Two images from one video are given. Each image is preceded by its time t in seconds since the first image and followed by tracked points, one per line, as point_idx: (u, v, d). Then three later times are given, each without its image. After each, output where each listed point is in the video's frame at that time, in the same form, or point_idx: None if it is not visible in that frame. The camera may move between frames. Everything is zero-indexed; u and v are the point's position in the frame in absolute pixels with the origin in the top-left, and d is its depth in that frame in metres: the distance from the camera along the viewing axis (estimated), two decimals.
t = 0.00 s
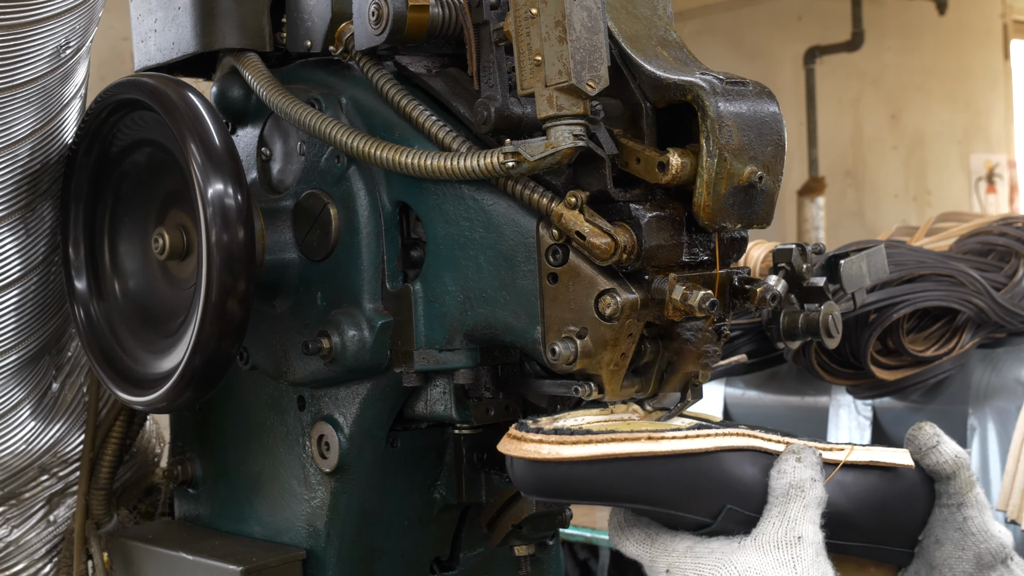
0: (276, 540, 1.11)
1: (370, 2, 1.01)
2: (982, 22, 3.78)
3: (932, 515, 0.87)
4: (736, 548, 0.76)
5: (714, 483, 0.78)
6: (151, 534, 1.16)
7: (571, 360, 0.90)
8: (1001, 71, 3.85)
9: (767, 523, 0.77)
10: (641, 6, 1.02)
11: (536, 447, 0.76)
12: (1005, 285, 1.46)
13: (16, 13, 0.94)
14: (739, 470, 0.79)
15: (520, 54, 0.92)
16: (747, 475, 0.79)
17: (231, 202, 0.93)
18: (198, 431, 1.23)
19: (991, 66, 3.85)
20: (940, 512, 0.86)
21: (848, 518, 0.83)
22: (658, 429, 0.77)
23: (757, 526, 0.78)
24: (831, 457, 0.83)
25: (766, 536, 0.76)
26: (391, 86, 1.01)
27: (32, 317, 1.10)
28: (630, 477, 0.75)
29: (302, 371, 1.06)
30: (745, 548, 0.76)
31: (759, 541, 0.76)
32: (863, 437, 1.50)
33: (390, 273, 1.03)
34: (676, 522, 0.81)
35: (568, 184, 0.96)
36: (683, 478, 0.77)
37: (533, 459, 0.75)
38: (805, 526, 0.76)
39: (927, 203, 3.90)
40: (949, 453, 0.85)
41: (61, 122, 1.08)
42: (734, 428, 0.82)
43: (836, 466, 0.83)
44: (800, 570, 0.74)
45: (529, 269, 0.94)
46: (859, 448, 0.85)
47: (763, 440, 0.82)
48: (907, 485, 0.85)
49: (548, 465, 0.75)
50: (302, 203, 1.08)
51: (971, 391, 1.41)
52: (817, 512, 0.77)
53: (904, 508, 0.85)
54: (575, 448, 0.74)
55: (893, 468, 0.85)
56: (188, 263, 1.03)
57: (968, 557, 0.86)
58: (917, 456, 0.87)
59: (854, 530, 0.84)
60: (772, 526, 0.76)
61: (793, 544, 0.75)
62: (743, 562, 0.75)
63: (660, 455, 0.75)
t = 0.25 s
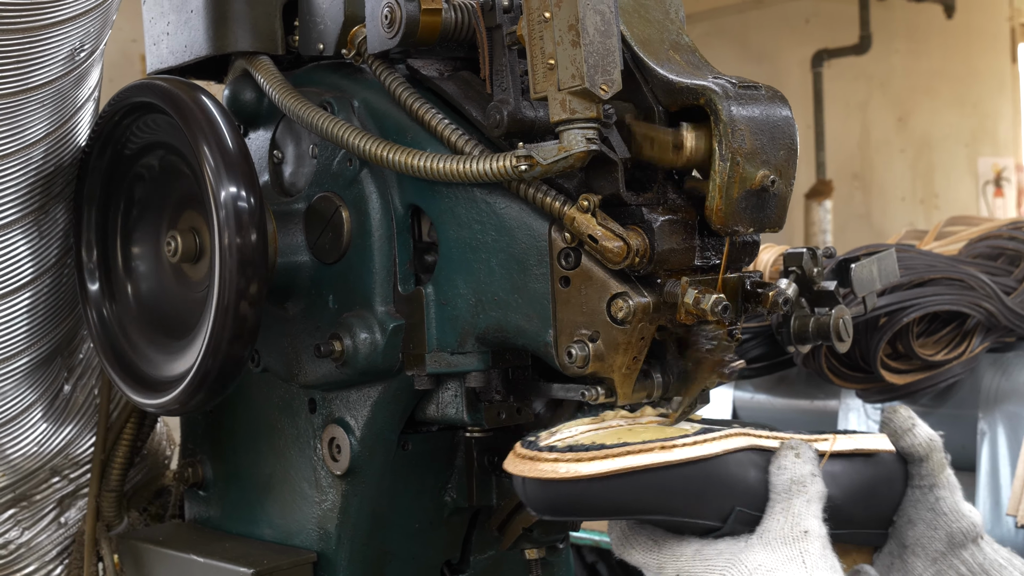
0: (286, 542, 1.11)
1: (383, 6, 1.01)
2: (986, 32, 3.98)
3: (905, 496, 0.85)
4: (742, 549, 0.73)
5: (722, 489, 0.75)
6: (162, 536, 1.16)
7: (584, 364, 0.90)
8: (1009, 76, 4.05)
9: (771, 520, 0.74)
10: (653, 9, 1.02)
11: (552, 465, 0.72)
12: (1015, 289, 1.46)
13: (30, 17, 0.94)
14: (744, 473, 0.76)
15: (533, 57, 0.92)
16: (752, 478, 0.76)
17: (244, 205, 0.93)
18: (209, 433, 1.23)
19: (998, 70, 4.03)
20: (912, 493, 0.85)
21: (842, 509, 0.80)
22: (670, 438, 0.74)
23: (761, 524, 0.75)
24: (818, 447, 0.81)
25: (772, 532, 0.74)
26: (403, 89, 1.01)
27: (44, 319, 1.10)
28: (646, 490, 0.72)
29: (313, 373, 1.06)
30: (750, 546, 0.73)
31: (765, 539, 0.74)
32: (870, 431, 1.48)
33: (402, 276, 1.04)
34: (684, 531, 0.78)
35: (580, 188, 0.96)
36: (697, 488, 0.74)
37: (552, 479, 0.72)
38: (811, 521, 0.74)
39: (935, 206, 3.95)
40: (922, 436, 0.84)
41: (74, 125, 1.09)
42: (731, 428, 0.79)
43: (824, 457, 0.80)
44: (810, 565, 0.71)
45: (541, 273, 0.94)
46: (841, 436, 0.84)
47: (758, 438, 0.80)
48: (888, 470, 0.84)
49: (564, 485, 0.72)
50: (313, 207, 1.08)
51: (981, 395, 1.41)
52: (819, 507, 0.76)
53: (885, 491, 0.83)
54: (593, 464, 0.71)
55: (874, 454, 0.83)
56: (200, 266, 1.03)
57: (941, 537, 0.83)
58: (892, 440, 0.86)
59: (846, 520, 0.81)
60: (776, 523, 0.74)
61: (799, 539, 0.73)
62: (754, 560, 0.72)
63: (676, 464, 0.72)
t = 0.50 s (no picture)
0: (292, 543, 1.11)
1: (389, 8, 1.01)
2: (993, 32, 4.01)
3: (879, 474, 0.82)
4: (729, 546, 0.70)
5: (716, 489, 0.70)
6: (167, 537, 1.16)
7: (589, 365, 0.90)
8: (1012, 75, 4.09)
9: (757, 515, 0.70)
10: (658, 11, 1.02)
11: (542, 484, 0.68)
12: (1019, 291, 1.46)
13: (37, 20, 0.94)
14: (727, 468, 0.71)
15: (539, 59, 0.92)
16: (736, 474, 0.71)
17: (250, 207, 0.93)
18: (214, 434, 1.23)
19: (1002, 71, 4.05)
20: (888, 472, 0.81)
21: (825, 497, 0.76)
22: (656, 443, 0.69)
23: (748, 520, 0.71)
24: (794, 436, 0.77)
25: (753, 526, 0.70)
26: (408, 91, 1.01)
27: (50, 321, 1.11)
28: (637, 501, 0.68)
29: (319, 375, 1.07)
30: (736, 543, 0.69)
31: (753, 535, 0.69)
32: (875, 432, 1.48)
33: (407, 277, 1.04)
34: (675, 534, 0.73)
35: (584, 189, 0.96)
36: (688, 493, 0.69)
37: (544, 498, 0.67)
38: (797, 513, 0.69)
39: (939, 208, 3.95)
40: (895, 415, 0.80)
41: (80, 127, 1.09)
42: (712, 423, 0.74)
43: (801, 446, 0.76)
44: (801, 559, 0.67)
45: (546, 274, 0.94)
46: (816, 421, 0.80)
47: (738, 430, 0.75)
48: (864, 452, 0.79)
49: (557, 503, 0.67)
50: (318, 208, 1.08)
51: (985, 396, 1.41)
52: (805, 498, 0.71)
53: (862, 473, 0.79)
54: (583, 480, 0.67)
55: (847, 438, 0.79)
56: (205, 267, 1.04)
57: (917, 514, 0.80)
58: (866, 421, 0.82)
59: (829, 506, 0.77)
60: (762, 518, 0.70)
61: (782, 534, 0.69)
62: (743, 558, 0.68)
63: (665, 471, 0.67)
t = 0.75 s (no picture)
0: (293, 545, 1.11)
1: (391, 11, 1.01)
2: (995, 33, 4.03)
3: (859, 470, 0.82)
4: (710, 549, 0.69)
5: (686, 497, 0.70)
6: (169, 538, 1.16)
7: (591, 367, 0.90)
8: (1012, 77, 4.10)
9: (737, 519, 0.70)
10: (660, 14, 1.03)
11: (519, 497, 0.68)
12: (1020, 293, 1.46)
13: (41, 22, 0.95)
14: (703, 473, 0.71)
15: (541, 62, 0.92)
16: (713, 479, 0.71)
17: (253, 209, 0.93)
18: (216, 435, 1.24)
19: (1003, 73, 4.08)
20: (867, 468, 0.82)
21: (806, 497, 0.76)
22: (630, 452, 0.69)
23: (727, 523, 0.70)
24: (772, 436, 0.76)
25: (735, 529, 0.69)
26: (411, 94, 1.01)
27: (53, 322, 1.11)
28: (615, 510, 0.67)
29: (321, 377, 1.07)
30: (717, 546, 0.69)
31: (733, 538, 0.69)
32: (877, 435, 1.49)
33: (409, 280, 1.04)
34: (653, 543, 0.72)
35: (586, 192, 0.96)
36: (663, 501, 0.69)
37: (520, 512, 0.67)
38: (777, 516, 0.69)
39: (940, 210, 3.95)
40: (872, 410, 0.80)
41: (83, 128, 1.09)
42: (688, 429, 0.75)
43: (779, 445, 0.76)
44: (781, 561, 0.67)
45: (548, 276, 0.94)
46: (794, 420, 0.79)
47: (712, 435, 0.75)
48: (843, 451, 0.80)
49: (534, 516, 0.67)
50: (320, 210, 1.09)
51: (986, 398, 1.41)
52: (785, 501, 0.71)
53: (842, 470, 0.79)
54: (561, 491, 0.67)
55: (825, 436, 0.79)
56: (208, 269, 1.04)
57: (897, 509, 0.81)
58: (843, 417, 0.82)
59: (810, 506, 0.77)
60: (743, 521, 0.69)
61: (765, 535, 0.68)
62: (724, 561, 0.67)
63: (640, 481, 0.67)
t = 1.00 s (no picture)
0: (295, 545, 1.12)
1: (395, 13, 1.02)
2: (995, 35, 4.03)
3: (837, 473, 0.83)
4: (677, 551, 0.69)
5: (642, 498, 0.70)
6: (171, 538, 1.17)
7: (593, 369, 0.91)
8: (1012, 80, 4.11)
9: (703, 520, 0.70)
10: (662, 17, 1.03)
11: (478, 497, 0.65)
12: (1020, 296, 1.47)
13: (46, 23, 0.95)
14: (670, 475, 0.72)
15: (544, 65, 0.93)
16: (679, 480, 0.72)
17: (256, 210, 0.93)
18: (218, 436, 1.24)
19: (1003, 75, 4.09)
20: (844, 471, 0.82)
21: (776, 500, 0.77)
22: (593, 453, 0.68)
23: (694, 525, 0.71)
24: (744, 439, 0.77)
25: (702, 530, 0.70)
26: (414, 96, 1.02)
27: (56, 322, 1.11)
28: (577, 512, 0.67)
29: (323, 378, 1.07)
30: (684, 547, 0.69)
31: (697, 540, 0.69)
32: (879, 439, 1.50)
33: (412, 281, 1.04)
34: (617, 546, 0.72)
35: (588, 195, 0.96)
36: (627, 503, 0.69)
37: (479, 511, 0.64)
38: (742, 517, 0.70)
39: (940, 212, 3.96)
40: (849, 412, 0.81)
41: (86, 129, 1.10)
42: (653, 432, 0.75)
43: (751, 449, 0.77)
44: (746, 563, 0.67)
45: (550, 278, 0.95)
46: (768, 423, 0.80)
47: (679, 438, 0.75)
48: (815, 454, 0.81)
49: (492, 517, 0.65)
50: (323, 212, 1.09)
51: (985, 400, 1.42)
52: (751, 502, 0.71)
53: (816, 473, 0.80)
54: (520, 492, 0.65)
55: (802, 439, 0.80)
56: (211, 270, 1.04)
57: (876, 512, 0.81)
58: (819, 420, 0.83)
59: (781, 509, 0.78)
60: (708, 522, 0.70)
61: (731, 537, 0.69)
62: (688, 563, 0.67)
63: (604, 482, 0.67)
